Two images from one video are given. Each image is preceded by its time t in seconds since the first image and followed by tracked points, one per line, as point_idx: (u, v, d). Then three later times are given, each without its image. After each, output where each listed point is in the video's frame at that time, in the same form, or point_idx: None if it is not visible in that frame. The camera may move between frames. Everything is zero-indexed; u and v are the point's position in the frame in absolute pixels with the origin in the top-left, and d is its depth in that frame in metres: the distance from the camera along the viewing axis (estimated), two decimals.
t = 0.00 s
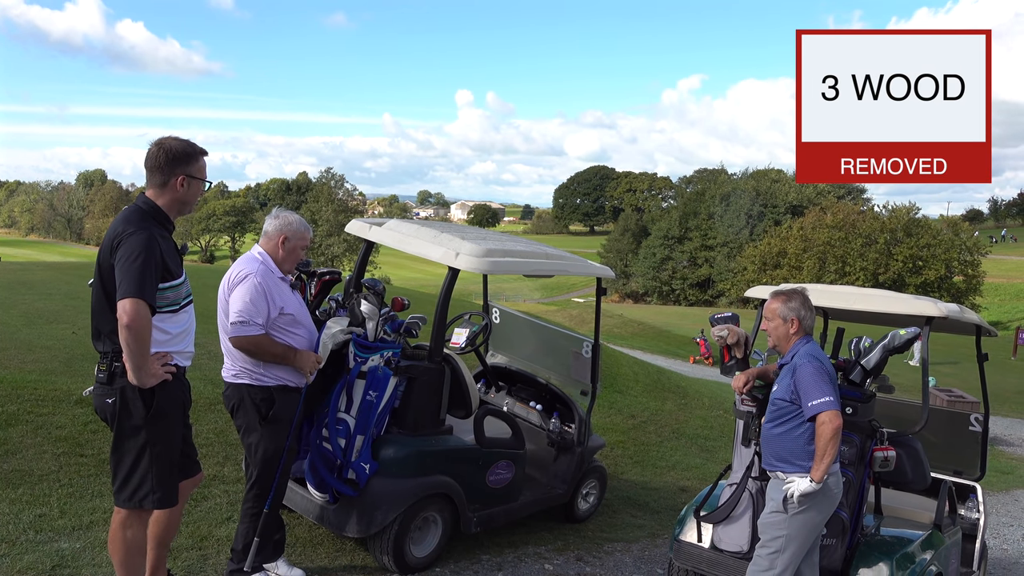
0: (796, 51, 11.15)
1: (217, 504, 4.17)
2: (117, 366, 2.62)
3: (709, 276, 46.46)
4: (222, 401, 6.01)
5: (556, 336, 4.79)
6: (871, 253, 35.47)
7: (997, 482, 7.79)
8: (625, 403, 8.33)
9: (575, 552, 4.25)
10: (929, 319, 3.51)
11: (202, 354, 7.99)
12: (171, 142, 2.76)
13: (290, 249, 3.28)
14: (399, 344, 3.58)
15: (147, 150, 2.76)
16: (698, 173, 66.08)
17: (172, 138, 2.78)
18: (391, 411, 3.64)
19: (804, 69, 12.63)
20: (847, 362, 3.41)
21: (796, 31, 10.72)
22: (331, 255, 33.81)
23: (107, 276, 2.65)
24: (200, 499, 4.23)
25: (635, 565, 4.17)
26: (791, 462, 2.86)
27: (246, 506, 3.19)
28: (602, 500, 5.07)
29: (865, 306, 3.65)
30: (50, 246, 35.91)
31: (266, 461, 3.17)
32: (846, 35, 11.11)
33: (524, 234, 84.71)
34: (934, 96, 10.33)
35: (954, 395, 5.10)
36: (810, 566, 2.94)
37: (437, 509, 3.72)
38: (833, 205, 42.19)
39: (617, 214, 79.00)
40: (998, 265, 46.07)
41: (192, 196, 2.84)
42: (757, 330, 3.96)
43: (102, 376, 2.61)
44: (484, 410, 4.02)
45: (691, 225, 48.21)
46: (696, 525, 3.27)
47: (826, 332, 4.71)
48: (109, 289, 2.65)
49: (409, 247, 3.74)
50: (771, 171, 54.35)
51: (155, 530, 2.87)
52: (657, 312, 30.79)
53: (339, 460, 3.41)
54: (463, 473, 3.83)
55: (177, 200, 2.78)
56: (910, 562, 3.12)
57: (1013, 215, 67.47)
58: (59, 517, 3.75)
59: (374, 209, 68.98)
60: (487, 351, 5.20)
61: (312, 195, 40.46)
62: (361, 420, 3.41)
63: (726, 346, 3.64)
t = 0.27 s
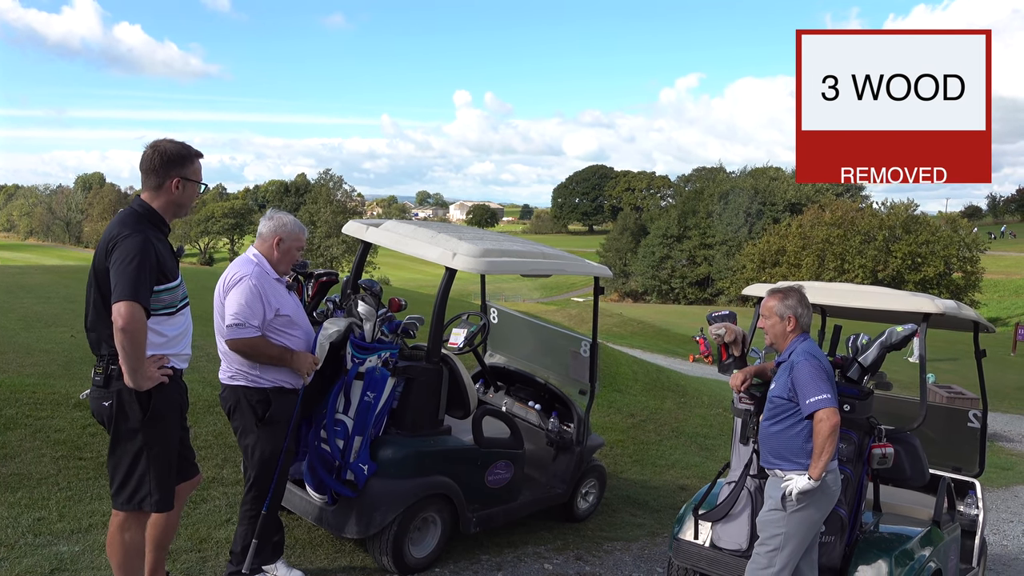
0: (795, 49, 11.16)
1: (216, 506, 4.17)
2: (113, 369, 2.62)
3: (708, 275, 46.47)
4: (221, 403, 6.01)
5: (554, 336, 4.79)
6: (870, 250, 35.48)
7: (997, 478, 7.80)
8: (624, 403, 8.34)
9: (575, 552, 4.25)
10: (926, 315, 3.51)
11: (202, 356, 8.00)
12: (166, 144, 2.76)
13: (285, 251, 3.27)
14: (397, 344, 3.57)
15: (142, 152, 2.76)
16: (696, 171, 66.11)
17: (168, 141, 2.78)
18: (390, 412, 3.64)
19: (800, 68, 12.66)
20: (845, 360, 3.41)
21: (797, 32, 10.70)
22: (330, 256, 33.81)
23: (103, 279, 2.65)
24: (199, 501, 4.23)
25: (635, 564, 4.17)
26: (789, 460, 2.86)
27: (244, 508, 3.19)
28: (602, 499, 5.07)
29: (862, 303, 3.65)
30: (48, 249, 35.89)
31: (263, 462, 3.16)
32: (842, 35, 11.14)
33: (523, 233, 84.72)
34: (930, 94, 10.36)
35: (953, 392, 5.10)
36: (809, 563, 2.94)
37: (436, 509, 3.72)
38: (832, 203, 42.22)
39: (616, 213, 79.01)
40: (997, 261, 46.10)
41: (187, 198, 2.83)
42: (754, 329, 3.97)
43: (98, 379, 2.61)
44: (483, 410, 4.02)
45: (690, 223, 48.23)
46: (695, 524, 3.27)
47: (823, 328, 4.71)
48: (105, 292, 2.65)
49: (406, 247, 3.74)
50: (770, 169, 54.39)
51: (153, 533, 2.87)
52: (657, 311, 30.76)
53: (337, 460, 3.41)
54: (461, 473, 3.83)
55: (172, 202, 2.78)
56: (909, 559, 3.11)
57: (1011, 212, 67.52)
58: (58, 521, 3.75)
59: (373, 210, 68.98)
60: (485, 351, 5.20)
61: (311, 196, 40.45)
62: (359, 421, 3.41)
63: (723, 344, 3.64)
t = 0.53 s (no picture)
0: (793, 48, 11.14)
1: (216, 508, 4.17)
2: (111, 371, 2.62)
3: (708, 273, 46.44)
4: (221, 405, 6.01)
5: (554, 336, 4.78)
6: (870, 248, 35.46)
7: (998, 475, 7.79)
8: (624, 402, 8.34)
9: (576, 551, 4.25)
10: (925, 313, 3.51)
11: (202, 358, 8.00)
12: (163, 146, 2.76)
13: (275, 250, 3.24)
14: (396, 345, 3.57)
15: (138, 154, 2.75)
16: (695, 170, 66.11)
17: (164, 143, 2.78)
18: (389, 413, 3.63)
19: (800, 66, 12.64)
20: (843, 358, 3.41)
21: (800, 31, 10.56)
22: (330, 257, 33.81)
23: (100, 282, 2.66)
24: (199, 503, 4.23)
25: (636, 563, 4.17)
26: (788, 458, 2.86)
27: (242, 509, 3.18)
28: (602, 499, 5.07)
29: (861, 301, 3.65)
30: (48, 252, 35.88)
31: (261, 463, 3.16)
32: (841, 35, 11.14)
33: (523, 233, 84.72)
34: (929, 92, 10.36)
35: (953, 390, 5.10)
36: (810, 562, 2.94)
37: (436, 510, 3.72)
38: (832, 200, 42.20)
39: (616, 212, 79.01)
40: (997, 258, 46.08)
41: (184, 200, 2.83)
42: (754, 327, 3.97)
43: (97, 381, 2.61)
44: (483, 410, 4.02)
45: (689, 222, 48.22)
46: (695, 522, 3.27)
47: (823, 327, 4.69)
48: (102, 295, 2.65)
49: (405, 248, 3.74)
50: (770, 167, 54.38)
51: (152, 535, 2.87)
52: (657, 310, 30.73)
53: (337, 462, 3.41)
54: (461, 473, 3.83)
55: (169, 205, 2.78)
56: (909, 557, 3.11)
57: (1011, 208, 67.47)
58: (58, 523, 3.75)
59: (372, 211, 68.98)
60: (485, 351, 5.20)
61: (310, 197, 40.44)
62: (359, 422, 3.41)
63: (722, 342, 3.64)
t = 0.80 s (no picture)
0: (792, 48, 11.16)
1: (217, 508, 4.18)
2: (112, 373, 2.63)
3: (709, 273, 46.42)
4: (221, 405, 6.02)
5: (554, 336, 4.78)
6: (870, 248, 35.45)
7: (999, 475, 7.79)
8: (625, 402, 8.34)
9: (577, 552, 4.25)
10: (925, 312, 3.51)
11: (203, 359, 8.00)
12: (162, 148, 2.76)
13: (265, 253, 3.20)
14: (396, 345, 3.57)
15: (137, 156, 2.76)
16: (696, 170, 66.12)
17: (164, 144, 2.79)
18: (390, 413, 3.63)
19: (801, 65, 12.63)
20: (844, 357, 3.41)
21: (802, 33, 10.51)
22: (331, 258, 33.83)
23: (100, 283, 2.66)
24: (200, 504, 4.23)
25: (637, 563, 4.17)
26: (789, 458, 2.87)
27: (241, 511, 3.18)
28: (603, 499, 5.08)
29: (862, 301, 3.65)
30: (49, 254, 35.91)
31: (256, 464, 3.15)
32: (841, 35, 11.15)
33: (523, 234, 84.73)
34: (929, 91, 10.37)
35: (954, 389, 5.09)
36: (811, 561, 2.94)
37: (437, 510, 3.72)
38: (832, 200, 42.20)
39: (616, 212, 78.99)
40: (998, 257, 46.05)
41: (183, 202, 2.84)
42: (754, 327, 3.96)
43: (97, 383, 2.62)
44: (483, 411, 4.02)
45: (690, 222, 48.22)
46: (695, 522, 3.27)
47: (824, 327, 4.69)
48: (102, 296, 2.66)
49: (405, 248, 3.74)
50: (770, 167, 54.38)
51: (153, 535, 2.87)
52: (658, 310, 30.71)
53: (336, 462, 3.41)
54: (462, 473, 3.83)
55: (168, 206, 2.79)
56: (909, 556, 3.11)
57: (1012, 207, 67.44)
58: (59, 524, 3.76)
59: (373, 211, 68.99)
60: (486, 352, 5.20)
61: (311, 198, 40.48)
62: (359, 423, 3.41)
63: (722, 342, 3.65)
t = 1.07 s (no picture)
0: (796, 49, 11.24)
1: (219, 508, 4.18)
2: (113, 373, 2.63)
3: (710, 274, 46.39)
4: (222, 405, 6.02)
5: (555, 336, 4.78)
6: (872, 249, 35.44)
7: (1001, 476, 7.78)
8: (626, 402, 8.34)
9: (578, 552, 4.25)
10: (927, 313, 3.51)
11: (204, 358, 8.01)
12: (162, 147, 2.76)
13: (265, 253, 3.21)
14: (398, 346, 3.58)
15: (137, 155, 2.76)
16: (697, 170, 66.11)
17: (163, 143, 2.79)
18: (391, 413, 3.63)
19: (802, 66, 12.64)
20: (846, 358, 3.41)
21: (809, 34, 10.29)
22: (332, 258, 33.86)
23: (101, 283, 2.67)
24: (201, 503, 4.23)
25: (638, 563, 4.17)
26: (790, 458, 2.86)
27: (240, 510, 3.18)
28: (604, 499, 5.07)
29: (863, 301, 3.65)
30: (51, 253, 35.96)
31: (255, 464, 3.16)
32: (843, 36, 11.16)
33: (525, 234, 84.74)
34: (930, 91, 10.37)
35: (954, 390, 5.09)
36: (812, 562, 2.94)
37: (438, 510, 3.72)
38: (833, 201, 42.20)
39: (617, 213, 78.97)
40: (999, 258, 46.02)
41: (183, 201, 2.84)
42: (755, 327, 3.96)
43: (98, 382, 2.62)
44: (484, 411, 4.03)
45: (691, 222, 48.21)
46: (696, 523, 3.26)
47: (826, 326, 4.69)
48: (103, 296, 2.66)
49: (406, 249, 3.75)
50: (771, 167, 54.36)
51: (155, 535, 2.88)
52: (659, 310, 30.70)
53: (337, 462, 3.42)
54: (463, 473, 3.83)
55: (168, 205, 2.79)
56: (911, 557, 3.10)
57: (1013, 208, 67.39)
58: (61, 524, 3.76)
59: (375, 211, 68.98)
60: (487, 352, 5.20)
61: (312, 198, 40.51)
62: (360, 422, 3.42)
63: (724, 343, 3.65)
